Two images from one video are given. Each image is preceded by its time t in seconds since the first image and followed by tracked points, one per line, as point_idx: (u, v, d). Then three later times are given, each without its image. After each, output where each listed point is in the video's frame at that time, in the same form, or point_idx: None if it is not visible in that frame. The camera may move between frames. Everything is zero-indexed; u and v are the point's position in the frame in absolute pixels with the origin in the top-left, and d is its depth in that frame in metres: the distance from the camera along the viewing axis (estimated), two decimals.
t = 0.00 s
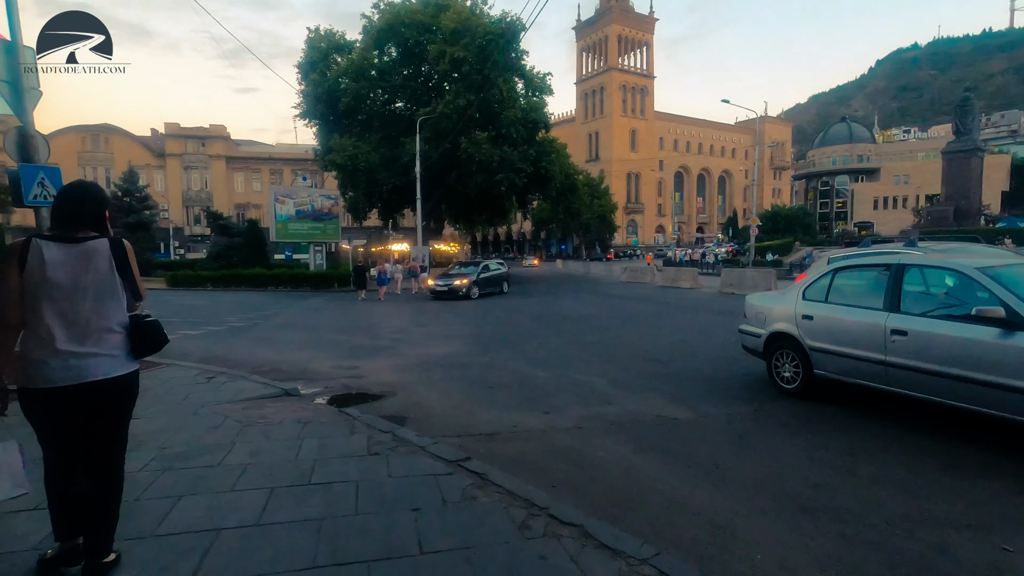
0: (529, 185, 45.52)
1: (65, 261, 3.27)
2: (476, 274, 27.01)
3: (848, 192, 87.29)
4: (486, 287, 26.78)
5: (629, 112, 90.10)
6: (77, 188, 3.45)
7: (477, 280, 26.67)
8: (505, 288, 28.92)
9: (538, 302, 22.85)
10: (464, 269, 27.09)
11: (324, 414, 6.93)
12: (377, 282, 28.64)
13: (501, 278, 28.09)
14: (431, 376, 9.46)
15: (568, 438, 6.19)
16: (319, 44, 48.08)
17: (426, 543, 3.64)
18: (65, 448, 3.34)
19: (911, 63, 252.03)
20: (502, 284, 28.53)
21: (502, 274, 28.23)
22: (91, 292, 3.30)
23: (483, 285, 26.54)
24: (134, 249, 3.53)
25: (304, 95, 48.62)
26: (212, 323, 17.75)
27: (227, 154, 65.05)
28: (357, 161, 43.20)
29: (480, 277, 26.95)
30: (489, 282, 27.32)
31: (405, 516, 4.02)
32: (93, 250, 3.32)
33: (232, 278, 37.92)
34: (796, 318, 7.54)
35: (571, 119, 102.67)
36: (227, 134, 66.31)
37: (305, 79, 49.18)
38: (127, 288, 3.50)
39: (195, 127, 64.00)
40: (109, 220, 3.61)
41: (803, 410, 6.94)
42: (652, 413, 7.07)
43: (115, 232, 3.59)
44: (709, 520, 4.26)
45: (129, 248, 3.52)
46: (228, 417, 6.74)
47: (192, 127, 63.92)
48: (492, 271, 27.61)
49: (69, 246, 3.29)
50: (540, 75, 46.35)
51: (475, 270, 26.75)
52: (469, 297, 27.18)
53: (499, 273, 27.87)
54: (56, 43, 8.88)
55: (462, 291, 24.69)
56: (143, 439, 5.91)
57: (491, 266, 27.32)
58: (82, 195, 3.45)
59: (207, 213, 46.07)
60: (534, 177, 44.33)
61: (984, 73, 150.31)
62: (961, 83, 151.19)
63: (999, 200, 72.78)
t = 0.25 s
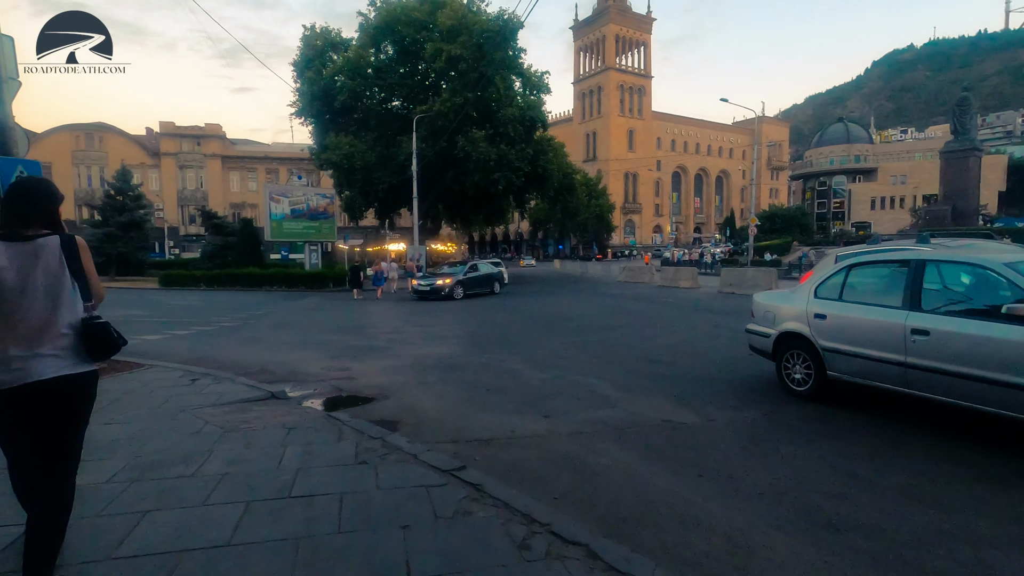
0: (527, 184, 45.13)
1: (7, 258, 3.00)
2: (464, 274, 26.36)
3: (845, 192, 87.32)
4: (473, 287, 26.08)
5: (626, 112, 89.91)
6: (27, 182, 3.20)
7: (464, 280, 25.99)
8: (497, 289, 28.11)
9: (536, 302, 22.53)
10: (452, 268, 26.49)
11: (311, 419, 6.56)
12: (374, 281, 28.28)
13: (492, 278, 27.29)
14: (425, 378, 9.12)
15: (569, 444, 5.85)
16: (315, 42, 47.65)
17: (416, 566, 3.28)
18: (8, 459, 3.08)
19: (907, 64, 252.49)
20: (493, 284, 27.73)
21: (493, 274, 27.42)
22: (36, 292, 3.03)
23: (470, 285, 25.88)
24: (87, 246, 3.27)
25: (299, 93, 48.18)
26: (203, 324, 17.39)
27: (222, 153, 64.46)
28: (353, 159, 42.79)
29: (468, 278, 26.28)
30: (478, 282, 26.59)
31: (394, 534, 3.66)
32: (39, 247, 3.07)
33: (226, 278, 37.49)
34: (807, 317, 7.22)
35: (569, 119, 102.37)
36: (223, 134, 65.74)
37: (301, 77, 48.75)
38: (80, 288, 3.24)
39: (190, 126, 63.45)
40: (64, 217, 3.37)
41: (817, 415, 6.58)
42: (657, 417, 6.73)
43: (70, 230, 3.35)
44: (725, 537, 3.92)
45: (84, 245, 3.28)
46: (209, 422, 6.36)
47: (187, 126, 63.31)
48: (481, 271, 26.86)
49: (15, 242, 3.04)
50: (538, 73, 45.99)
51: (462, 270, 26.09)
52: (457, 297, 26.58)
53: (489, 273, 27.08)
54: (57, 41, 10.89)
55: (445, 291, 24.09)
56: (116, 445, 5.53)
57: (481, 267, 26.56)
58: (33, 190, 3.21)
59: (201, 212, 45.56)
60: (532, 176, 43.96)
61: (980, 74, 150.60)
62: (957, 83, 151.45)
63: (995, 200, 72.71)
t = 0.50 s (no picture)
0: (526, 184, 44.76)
1: None
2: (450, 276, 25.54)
3: (844, 193, 87.12)
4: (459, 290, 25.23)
5: (625, 112, 89.61)
6: None
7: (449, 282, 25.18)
8: (489, 292, 27.12)
9: (535, 304, 22.17)
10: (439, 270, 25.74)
11: (299, 433, 6.16)
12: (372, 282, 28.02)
13: (481, 280, 26.34)
14: (422, 385, 8.75)
15: (573, 460, 5.47)
16: (311, 42, 47.22)
17: None
18: None
19: (905, 64, 252.77)
20: (483, 287, 26.79)
21: (483, 277, 26.46)
22: None
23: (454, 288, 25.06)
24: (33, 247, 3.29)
25: (296, 92, 47.73)
26: (195, 327, 16.99)
27: (219, 154, 63.96)
28: (350, 159, 42.38)
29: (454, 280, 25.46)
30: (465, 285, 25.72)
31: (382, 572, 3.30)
32: None
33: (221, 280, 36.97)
34: (824, 322, 6.86)
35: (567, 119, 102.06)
36: (220, 134, 65.17)
37: (297, 76, 48.32)
38: (28, 292, 3.26)
39: (186, 126, 62.88)
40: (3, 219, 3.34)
41: (838, 428, 6.21)
42: (667, 429, 6.36)
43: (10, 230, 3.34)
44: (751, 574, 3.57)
45: (32, 251, 3.28)
46: (189, 436, 5.99)
47: (183, 126, 62.80)
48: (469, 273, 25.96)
49: None
50: (536, 73, 45.67)
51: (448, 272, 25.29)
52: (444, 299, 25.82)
53: (478, 276, 26.14)
54: (57, 40, 12.35)
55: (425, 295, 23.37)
56: (90, 464, 5.17)
57: (468, 269, 25.64)
58: None
59: (196, 212, 45.10)
60: (530, 176, 43.58)
61: (977, 73, 150.64)
62: (955, 83, 151.43)
63: (994, 200, 72.50)
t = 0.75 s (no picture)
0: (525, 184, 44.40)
1: None
2: (433, 277, 24.70)
3: (843, 193, 86.89)
4: (440, 293, 24.39)
5: (623, 112, 89.32)
6: None
7: (431, 284, 24.37)
8: (477, 293, 26.12)
9: (534, 305, 21.85)
10: (423, 271, 24.96)
11: (291, 444, 5.83)
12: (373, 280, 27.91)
13: (466, 282, 25.34)
14: (420, 389, 8.42)
15: (581, 472, 5.15)
16: (309, 41, 46.91)
17: None
18: None
19: (902, 64, 253.04)
20: (470, 289, 25.82)
21: (469, 278, 25.45)
22: None
23: (436, 290, 24.26)
24: None
25: (293, 91, 47.40)
26: (188, 328, 16.65)
27: (216, 154, 63.48)
28: (348, 159, 42.03)
29: (437, 282, 24.62)
30: (448, 286, 24.84)
31: None
32: None
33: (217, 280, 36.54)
34: (843, 325, 6.52)
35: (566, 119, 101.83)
36: (217, 134, 64.66)
37: (294, 75, 47.98)
38: None
39: (183, 125, 62.43)
40: None
41: (862, 438, 5.87)
42: (679, 438, 6.03)
43: None
44: None
45: None
46: (172, 446, 5.67)
47: (180, 126, 62.33)
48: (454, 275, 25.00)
49: None
50: (535, 72, 45.35)
51: (432, 273, 24.46)
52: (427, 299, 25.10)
53: (463, 277, 25.15)
54: (57, 39, 14.48)
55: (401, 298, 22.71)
56: (63, 478, 4.83)
57: (452, 271, 24.68)
58: None
59: (191, 213, 44.65)
60: (530, 176, 43.23)
61: (975, 74, 150.68)
62: (953, 84, 151.49)
63: (994, 201, 72.23)
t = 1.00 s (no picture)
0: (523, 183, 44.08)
1: None
2: (409, 278, 23.97)
3: (841, 193, 86.88)
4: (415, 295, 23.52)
5: (621, 112, 89.05)
6: None
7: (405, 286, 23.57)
8: (459, 295, 25.02)
9: (533, 305, 21.50)
10: (401, 272, 24.36)
11: (279, 455, 5.45)
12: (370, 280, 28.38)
13: (445, 284, 24.33)
14: (419, 394, 8.07)
15: (592, 486, 4.80)
16: (305, 39, 46.51)
17: None
18: None
19: (898, 64, 253.43)
20: (451, 290, 24.81)
21: (449, 280, 24.42)
22: None
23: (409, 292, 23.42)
24: None
25: (289, 90, 46.97)
26: (180, 330, 16.25)
27: (212, 153, 62.90)
28: (344, 158, 41.59)
29: (412, 283, 23.85)
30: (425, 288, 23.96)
31: None
32: None
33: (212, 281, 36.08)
34: (863, 325, 6.21)
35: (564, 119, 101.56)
36: (213, 133, 64.07)
37: (291, 73, 47.54)
38: None
39: (178, 125, 61.83)
40: None
41: (888, 448, 5.52)
42: (693, 448, 5.69)
43: None
44: None
45: None
46: (152, 456, 5.30)
47: (175, 125, 61.73)
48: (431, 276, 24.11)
49: None
50: (533, 71, 45.06)
51: (407, 274, 23.70)
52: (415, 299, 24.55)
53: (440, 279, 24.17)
54: (57, 40, 13.95)
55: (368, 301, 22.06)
56: (32, 494, 4.47)
57: (427, 272, 23.83)
58: None
59: (186, 212, 44.13)
60: (528, 175, 42.90)
61: (970, 74, 150.82)
62: (949, 84, 151.65)
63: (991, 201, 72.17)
